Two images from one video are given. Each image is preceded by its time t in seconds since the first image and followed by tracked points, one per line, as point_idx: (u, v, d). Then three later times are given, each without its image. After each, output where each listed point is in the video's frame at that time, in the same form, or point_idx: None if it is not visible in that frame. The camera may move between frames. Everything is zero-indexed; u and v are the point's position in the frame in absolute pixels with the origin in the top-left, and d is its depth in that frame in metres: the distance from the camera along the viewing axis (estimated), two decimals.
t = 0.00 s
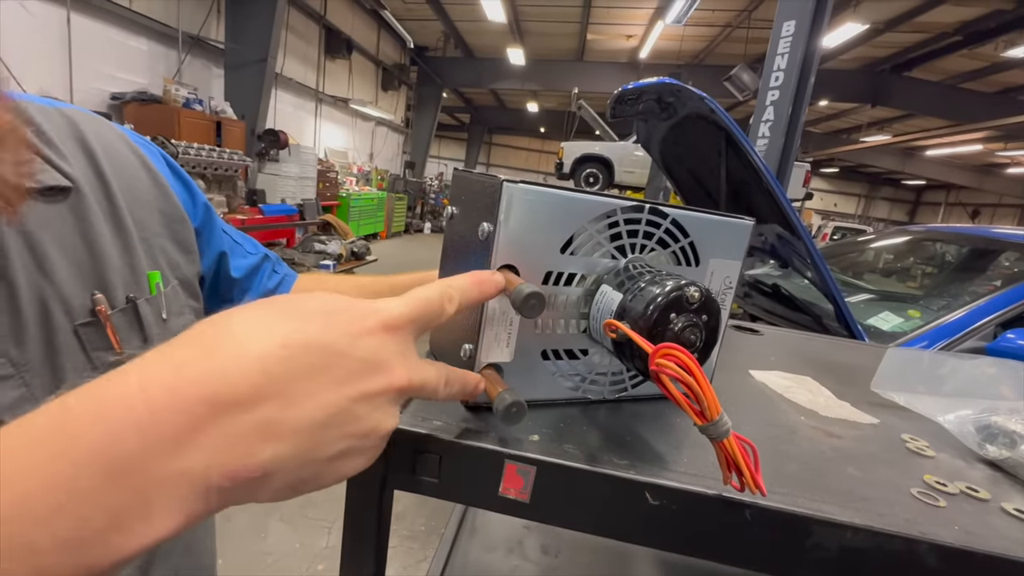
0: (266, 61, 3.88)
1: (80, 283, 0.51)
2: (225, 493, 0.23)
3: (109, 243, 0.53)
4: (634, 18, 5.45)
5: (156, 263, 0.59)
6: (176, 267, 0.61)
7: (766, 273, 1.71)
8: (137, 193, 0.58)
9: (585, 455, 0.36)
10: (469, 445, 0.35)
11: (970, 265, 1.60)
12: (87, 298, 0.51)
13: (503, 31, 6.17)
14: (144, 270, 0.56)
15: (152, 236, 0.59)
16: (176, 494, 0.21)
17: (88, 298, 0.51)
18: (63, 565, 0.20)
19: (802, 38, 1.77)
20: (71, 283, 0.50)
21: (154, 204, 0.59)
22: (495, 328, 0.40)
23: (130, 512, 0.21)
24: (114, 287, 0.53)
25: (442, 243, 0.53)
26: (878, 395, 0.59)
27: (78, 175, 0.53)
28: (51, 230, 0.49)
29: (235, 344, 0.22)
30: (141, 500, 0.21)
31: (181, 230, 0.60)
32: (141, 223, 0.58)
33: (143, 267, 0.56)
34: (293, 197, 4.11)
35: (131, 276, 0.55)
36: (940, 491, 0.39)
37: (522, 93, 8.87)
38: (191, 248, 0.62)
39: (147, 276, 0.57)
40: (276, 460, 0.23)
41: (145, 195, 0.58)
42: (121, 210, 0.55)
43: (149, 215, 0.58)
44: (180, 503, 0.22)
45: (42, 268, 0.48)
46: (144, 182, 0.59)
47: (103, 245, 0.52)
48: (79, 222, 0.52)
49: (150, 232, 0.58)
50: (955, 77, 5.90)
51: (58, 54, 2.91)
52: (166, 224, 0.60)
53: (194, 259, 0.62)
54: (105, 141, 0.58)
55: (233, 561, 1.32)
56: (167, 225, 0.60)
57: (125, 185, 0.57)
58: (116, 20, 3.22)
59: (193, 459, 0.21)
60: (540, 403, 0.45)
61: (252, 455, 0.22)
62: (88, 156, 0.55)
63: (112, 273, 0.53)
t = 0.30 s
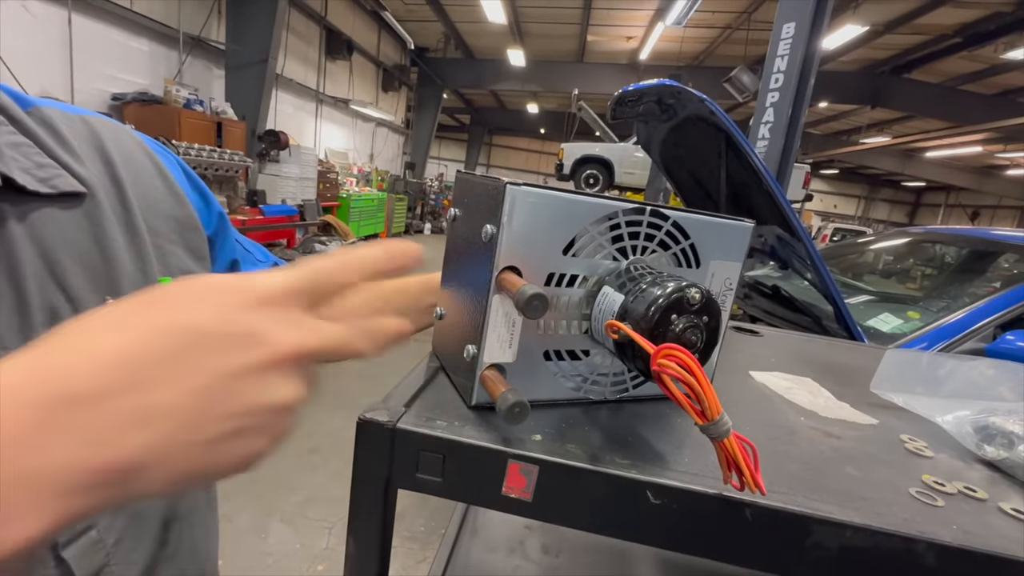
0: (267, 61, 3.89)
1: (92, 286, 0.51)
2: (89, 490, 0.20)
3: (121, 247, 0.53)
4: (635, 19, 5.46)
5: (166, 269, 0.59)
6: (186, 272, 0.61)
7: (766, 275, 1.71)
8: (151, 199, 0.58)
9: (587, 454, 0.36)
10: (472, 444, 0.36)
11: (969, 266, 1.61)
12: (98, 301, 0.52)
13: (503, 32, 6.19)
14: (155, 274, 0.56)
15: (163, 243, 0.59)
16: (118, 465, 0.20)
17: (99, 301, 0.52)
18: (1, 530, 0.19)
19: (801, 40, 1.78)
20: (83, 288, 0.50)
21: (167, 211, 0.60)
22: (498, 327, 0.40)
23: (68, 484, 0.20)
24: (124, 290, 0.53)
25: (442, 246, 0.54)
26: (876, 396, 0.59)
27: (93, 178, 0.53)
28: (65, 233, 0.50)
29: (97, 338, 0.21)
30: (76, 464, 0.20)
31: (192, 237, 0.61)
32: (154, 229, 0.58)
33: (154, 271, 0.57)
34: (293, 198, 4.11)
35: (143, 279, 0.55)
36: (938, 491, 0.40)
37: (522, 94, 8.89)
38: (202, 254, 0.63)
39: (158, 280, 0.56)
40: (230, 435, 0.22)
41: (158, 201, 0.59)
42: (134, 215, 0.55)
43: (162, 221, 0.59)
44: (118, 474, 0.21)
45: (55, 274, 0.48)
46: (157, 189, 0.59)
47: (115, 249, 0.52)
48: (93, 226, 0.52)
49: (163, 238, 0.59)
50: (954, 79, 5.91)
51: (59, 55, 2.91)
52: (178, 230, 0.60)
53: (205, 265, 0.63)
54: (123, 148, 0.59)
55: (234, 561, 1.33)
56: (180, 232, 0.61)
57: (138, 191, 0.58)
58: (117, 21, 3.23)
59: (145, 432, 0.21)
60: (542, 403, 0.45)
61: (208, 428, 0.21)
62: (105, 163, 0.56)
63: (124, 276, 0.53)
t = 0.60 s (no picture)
0: (266, 62, 3.90)
1: (101, 296, 0.43)
2: None
3: (136, 255, 0.45)
4: (634, 21, 5.48)
5: (181, 280, 0.50)
6: (202, 283, 0.52)
7: (764, 276, 1.72)
8: (165, 207, 0.49)
9: (586, 453, 0.37)
10: (471, 443, 0.36)
11: (967, 268, 1.61)
12: (108, 312, 0.43)
13: (502, 33, 6.20)
14: (168, 284, 0.48)
15: (179, 254, 0.50)
16: None
17: (110, 312, 0.43)
18: None
19: (799, 41, 1.79)
20: (92, 298, 0.42)
21: (185, 221, 0.50)
22: (498, 328, 0.41)
23: None
24: (140, 301, 0.44)
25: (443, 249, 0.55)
26: (872, 396, 0.60)
27: (106, 183, 0.45)
28: (76, 244, 0.41)
29: None
30: None
31: (210, 249, 0.53)
32: (169, 240, 0.49)
33: (168, 280, 0.48)
34: (292, 199, 4.10)
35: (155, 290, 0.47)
36: (933, 490, 0.40)
37: (521, 95, 8.91)
38: (217, 266, 0.54)
39: (171, 291, 0.48)
40: None
41: (174, 209, 0.50)
42: (151, 223, 0.47)
43: (177, 232, 0.50)
44: None
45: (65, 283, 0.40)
46: (169, 198, 0.50)
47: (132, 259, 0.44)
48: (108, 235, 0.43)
49: (179, 248, 0.50)
50: (953, 80, 5.93)
51: (58, 56, 2.92)
52: (193, 241, 0.51)
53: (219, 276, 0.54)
54: (139, 153, 0.50)
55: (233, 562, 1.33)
56: (196, 242, 0.52)
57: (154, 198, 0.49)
58: (116, 21, 3.23)
59: None
60: (541, 403, 0.45)
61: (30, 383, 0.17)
62: (120, 168, 0.47)
63: (138, 288, 0.44)
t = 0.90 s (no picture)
0: (261, 62, 3.88)
1: (80, 299, 0.42)
2: None
3: (118, 258, 0.44)
4: (629, 22, 5.49)
5: (166, 282, 0.49)
6: (188, 284, 0.52)
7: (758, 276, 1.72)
8: (154, 208, 0.49)
9: (574, 454, 0.37)
10: (459, 444, 0.36)
11: (958, 269, 1.63)
12: (86, 315, 0.42)
13: (498, 34, 6.20)
14: (153, 286, 0.47)
15: (164, 255, 0.49)
16: None
17: (88, 316, 0.42)
18: None
19: (793, 44, 1.80)
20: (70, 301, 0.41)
21: (174, 223, 0.50)
22: (487, 329, 0.40)
23: None
24: (119, 303, 0.44)
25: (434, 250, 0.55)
26: (862, 395, 0.60)
27: (91, 184, 0.44)
28: (56, 245, 0.41)
29: None
30: None
31: (199, 250, 0.52)
32: (155, 240, 0.49)
33: (152, 283, 0.47)
34: (287, 199, 4.08)
35: (138, 291, 0.46)
36: (920, 490, 0.40)
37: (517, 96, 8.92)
38: (206, 266, 0.54)
39: (155, 292, 0.47)
40: None
41: (162, 210, 0.50)
42: (137, 224, 0.46)
43: (164, 231, 0.49)
44: None
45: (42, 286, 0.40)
46: (159, 199, 0.50)
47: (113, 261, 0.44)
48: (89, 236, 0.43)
49: (166, 249, 0.50)
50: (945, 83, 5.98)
51: (50, 54, 2.89)
52: (182, 242, 0.51)
53: (209, 278, 0.54)
54: (127, 152, 0.49)
55: (224, 565, 1.32)
56: (183, 244, 0.51)
57: (141, 199, 0.48)
58: (109, 20, 3.21)
59: None
60: (532, 404, 0.45)
61: None
62: (107, 168, 0.47)
63: (119, 288, 0.44)
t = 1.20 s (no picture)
0: (259, 62, 3.88)
1: (73, 303, 0.41)
2: None
3: (110, 260, 0.44)
4: (627, 23, 5.50)
5: (159, 284, 0.49)
6: (183, 285, 0.51)
7: (756, 276, 1.72)
8: (145, 207, 0.48)
9: (577, 458, 0.36)
10: (460, 448, 0.36)
11: (956, 269, 1.63)
12: (80, 319, 0.42)
13: (496, 35, 6.21)
14: (147, 289, 0.46)
15: (158, 256, 0.49)
16: None
17: (82, 320, 0.42)
18: None
19: (792, 44, 1.80)
20: (63, 306, 0.40)
21: (166, 221, 0.49)
22: (488, 331, 0.40)
23: None
24: (113, 307, 0.43)
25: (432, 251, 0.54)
26: (864, 397, 0.60)
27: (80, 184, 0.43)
28: (46, 248, 0.40)
29: None
30: None
31: (193, 249, 0.51)
32: (147, 240, 0.48)
33: (147, 286, 0.46)
34: (285, 200, 4.08)
35: (132, 296, 0.45)
36: (924, 492, 0.40)
37: (516, 97, 8.93)
38: (201, 267, 0.52)
39: (149, 296, 0.46)
40: None
41: (154, 209, 0.49)
42: (127, 224, 0.45)
43: (156, 231, 0.48)
44: None
45: (35, 292, 0.39)
46: (150, 197, 0.49)
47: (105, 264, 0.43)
48: (81, 239, 0.42)
49: (158, 249, 0.49)
50: (942, 84, 5.99)
51: (47, 55, 2.88)
52: (175, 241, 0.50)
53: (203, 278, 0.53)
54: (118, 151, 0.48)
55: (222, 567, 1.32)
56: (177, 244, 0.50)
57: (132, 198, 0.47)
58: (108, 21, 3.21)
59: None
60: (533, 407, 0.45)
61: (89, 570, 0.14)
62: (96, 167, 0.45)
63: (112, 291, 0.43)
